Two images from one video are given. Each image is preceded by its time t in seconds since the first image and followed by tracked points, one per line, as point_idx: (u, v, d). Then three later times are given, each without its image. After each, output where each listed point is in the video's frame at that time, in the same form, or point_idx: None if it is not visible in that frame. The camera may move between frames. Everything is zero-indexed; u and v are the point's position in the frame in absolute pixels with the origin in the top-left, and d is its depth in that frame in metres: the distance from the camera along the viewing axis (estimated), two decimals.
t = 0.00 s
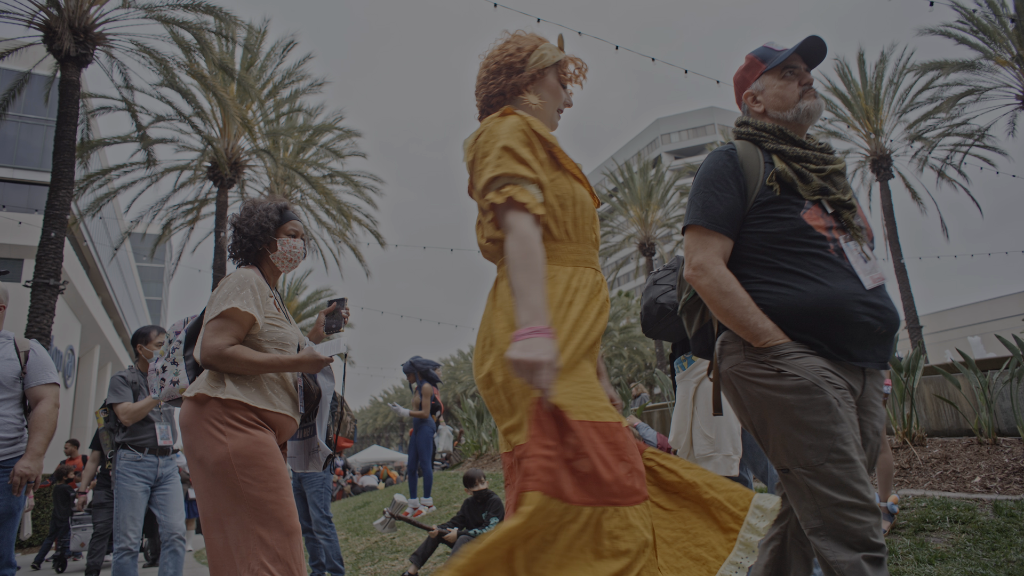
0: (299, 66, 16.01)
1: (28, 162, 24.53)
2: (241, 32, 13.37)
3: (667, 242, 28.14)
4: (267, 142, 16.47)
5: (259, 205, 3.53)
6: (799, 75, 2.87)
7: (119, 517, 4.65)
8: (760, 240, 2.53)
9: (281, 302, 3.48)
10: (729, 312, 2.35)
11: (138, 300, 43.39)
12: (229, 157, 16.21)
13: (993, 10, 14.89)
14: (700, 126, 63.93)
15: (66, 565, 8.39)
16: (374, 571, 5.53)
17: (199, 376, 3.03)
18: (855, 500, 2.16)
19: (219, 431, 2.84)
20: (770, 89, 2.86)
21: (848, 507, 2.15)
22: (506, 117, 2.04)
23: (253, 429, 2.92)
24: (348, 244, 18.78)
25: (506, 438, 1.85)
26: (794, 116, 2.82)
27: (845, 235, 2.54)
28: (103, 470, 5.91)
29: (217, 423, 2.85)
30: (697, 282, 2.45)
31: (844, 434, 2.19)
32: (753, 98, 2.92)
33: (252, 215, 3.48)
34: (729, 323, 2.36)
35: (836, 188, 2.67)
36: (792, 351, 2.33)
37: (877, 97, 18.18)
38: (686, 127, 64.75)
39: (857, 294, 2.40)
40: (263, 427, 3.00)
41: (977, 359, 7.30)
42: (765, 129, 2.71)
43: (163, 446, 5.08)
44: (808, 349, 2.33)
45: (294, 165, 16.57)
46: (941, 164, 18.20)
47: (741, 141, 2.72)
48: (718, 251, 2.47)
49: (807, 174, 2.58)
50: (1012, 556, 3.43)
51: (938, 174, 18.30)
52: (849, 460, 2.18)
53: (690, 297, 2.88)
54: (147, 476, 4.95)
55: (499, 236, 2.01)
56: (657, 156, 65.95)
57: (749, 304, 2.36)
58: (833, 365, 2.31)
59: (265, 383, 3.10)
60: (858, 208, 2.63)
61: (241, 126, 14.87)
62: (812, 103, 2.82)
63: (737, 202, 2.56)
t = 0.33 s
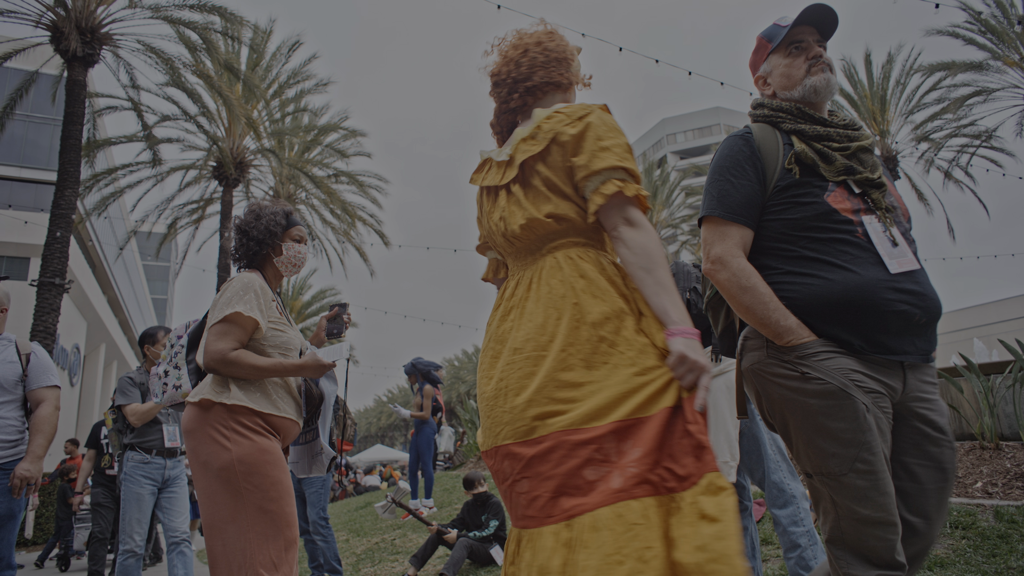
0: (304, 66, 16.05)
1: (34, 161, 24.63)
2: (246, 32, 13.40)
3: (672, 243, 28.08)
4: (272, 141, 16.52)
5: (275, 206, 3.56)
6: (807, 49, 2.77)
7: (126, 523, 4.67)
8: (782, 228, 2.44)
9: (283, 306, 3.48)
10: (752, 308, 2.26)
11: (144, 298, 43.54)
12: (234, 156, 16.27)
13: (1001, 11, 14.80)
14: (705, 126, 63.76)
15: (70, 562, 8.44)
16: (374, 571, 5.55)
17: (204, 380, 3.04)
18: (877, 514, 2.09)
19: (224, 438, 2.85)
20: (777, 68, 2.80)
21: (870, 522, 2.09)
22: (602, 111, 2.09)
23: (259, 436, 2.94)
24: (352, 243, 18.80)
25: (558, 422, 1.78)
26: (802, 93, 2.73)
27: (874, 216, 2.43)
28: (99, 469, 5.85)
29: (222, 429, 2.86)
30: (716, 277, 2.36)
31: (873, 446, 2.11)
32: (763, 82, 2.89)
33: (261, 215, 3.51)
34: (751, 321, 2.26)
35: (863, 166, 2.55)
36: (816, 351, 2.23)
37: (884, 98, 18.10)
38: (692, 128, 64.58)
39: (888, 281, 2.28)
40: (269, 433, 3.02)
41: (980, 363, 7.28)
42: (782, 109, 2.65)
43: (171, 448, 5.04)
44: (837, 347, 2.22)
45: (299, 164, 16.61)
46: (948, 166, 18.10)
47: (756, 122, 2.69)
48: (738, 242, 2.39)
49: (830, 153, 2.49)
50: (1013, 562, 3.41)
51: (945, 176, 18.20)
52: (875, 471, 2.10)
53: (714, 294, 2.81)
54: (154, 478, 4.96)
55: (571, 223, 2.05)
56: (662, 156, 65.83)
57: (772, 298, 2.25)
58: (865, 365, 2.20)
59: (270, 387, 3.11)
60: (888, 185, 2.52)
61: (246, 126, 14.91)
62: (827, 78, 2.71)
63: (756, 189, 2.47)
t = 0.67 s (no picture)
0: (303, 68, 16.04)
1: (35, 165, 24.68)
2: (245, 34, 13.40)
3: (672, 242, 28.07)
4: (272, 143, 16.53)
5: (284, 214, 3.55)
6: (815, 29, 2.64)
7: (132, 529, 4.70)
8: (796, 221, 2.32)
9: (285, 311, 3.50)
10: (760, 310, 2.18)
11: (145, 301, 43.61)
12: (234, 158, 16.29)
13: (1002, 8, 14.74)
14: (706, 125, 63.67)
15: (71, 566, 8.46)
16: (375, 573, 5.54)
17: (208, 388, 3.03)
18: (891, 527, 2.03)
19: (234, 444, 2.87)
20: (786, 52, 2.70)
21: (880, 532, 2.04)
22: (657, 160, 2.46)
23: (271, 443, 2.98)
24: (352, 244, 18.80)
25: (651, 437, 1.91)
26: (809, 76, 2.60)
27: (892, 204, 2.29)
28: (97, 470, 5.83)
29: (232, 436, 2.88)
30: (726, 276, 2.29)
31: (887, 457, 2.03)
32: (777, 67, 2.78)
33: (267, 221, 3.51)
34: (760, 323, 2.19)
35: (884, 152, 2.41)
36: (827, 356, 2.13)
37: (884, 96, 18.05)
38: (692, 126, 64.49)
39: (905, 273, 2.15)
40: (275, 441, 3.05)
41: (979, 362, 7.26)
42: (797, 93, 2.53)
43: (180, 454, 5.05)
44: (849, 349, 2.12)
45: (299, 166, 16.60)
46: (949, 163, 18.05)
47: (769, 108, 2.56)
48: (747, 238, 2.31)
49: (846, 140, 2.35)
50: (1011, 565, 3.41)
51: (945, 173, 18.15)
52: (890, 481, 2.03)
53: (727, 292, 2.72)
54: (164, 485, 4.98)
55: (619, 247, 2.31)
56: (663, 155, 65.76)
57: (782, 297, 2.17)
58: (879, 367, 2.09)
59: (277, 395, 3.14)
60: (909, 172, 2.38)
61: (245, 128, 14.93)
62: (842, 57, 2.55)
63: (767, 181, 2.37)
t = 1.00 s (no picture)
0: (307, 70, 16.07)
1: (41, 167, 24.79)
2: (249, 37, 13.44)
3: (677, 243, 28.05)
4: (276, 145, 16.57)
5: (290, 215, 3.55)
6: (834, 18, 2.59)
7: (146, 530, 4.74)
8: (814, 221, 2.26)
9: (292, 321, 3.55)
10: (776, 316, 2.16)
11: (151, 302, 43.74)
12: (238, 160, 16.33)
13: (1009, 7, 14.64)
14: (711, 125, 63.49)
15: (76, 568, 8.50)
16: None
17: (223, 398, 3.02)
18: (907, 548, 1.91)
19: (246, 454, 2.90)
20: (811, 44, 2.66)
21: (895, 554, 1.92)
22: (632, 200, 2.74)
23: (279, 454, 3.05)
24: (357, 246, 18.84)
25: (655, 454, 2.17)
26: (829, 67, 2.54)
27: (921, 201, 2.18)
28: (97, 471, 5.83)
29: (246, 447, 2.92)
30: (747, 280, 2.26)
31: (906, 475, 1.93)
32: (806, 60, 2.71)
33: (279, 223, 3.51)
34: (775, 329, 2.16)
35: (916, 145, 2.28)
36: (843, 369, 2.06)
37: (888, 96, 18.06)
38: (697, 126, 64.36)
39: (930, 278, 2.05)
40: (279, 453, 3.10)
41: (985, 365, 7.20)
42: (824, 83, 2.46)
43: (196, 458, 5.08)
44: (870, 362, 2.04)
45: (302, 168, 16.63)
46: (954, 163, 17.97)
47: (794, 98, 2.50)
48: (765, 239, 2.27)
49: (873, 133, 2.26)
50: (1013, 571, 3.39)
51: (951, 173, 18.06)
52: (908, 498, 1.92)
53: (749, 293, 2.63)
54: (180, 489, 5.01)
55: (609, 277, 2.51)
56: (667, 156, 65.61)
57: (799, 304, 2.13)
58: (901, 379, 2.00)
59: (286, 408, 3.19)
60: (944, 164, 2.24)
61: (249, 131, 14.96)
62: (863, 47, 2.45)
63: (786, 177, 2.32)
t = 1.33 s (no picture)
0: (309, 65, 16.05)
1: (45, 164, 24.86)
2: (251, 33, 13.42)
3: (680, 236, 28.07)
4: (279, 141, 16.58)
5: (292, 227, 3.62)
6: None
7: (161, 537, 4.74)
8: (855, 215, 1.94)
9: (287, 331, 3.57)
10: (809, 318, 1.87)
11: (156, 298, 43.94)
12: (241, 157, 16.36)
13: None
14: (715, 117, 63.29)
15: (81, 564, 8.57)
16: None
17: (236, 406, 3.05)
18: None
19: (261, 460, 2.98)
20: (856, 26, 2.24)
21: None
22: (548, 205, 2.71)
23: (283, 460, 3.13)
24: (360, 242, 18.89)
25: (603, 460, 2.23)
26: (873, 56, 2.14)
27: (976, 196, 1.84)
28: (102, 472, 5.86)
29: (259, 454, 2.99)
30: (780, 277, 1.97)
31: (943, 493, 1.64)
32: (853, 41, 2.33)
33: (285, 238, 3.58)
34: (809, 331, 1.87)
35: (975, 133, 1.89)
36: (879, 379, 1.76)
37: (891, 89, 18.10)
38: (701, 119, 64.21)
39: (979, 281, 1.73)
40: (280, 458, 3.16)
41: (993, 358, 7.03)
42: (869, 65, 2.07)
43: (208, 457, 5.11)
44: (908, 372, 1.74)
45: (305, 164, 16.65)
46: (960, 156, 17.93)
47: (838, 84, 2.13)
48: (800, 233, 1.97)
49: (923, 119, 1.89)
50: (1014, 570, 3.39)
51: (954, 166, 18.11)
52: (945, 521, 1.64)
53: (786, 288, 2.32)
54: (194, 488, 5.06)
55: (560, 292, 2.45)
56: (670, 149, 65.46)
57: (836, 305, 1.84)
58: (943, 392, 1.69)
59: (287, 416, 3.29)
60: (1012, 154, 1.86)
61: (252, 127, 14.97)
62: (909, 26, 2.03)
63: (825, 168, 2.00)
